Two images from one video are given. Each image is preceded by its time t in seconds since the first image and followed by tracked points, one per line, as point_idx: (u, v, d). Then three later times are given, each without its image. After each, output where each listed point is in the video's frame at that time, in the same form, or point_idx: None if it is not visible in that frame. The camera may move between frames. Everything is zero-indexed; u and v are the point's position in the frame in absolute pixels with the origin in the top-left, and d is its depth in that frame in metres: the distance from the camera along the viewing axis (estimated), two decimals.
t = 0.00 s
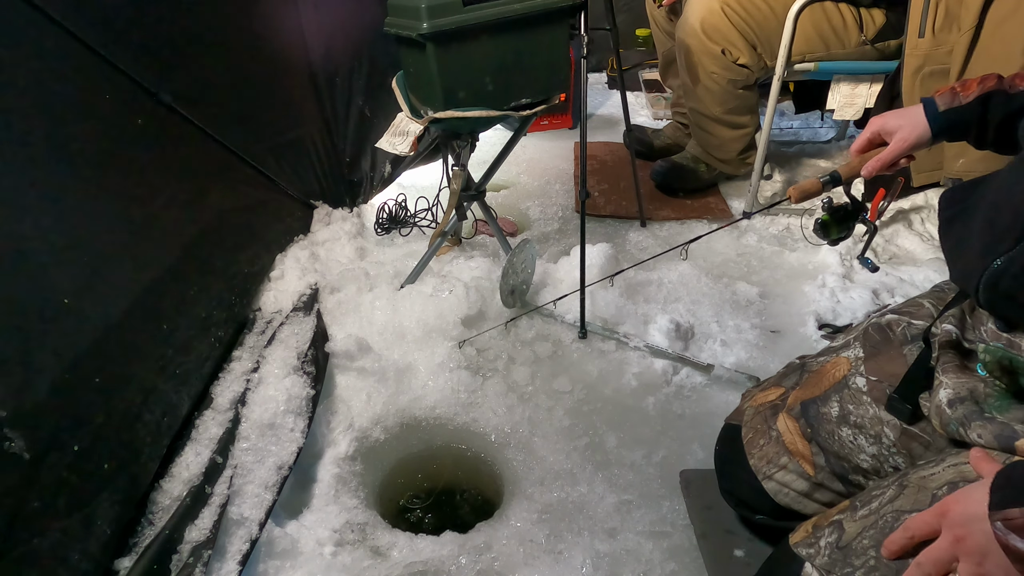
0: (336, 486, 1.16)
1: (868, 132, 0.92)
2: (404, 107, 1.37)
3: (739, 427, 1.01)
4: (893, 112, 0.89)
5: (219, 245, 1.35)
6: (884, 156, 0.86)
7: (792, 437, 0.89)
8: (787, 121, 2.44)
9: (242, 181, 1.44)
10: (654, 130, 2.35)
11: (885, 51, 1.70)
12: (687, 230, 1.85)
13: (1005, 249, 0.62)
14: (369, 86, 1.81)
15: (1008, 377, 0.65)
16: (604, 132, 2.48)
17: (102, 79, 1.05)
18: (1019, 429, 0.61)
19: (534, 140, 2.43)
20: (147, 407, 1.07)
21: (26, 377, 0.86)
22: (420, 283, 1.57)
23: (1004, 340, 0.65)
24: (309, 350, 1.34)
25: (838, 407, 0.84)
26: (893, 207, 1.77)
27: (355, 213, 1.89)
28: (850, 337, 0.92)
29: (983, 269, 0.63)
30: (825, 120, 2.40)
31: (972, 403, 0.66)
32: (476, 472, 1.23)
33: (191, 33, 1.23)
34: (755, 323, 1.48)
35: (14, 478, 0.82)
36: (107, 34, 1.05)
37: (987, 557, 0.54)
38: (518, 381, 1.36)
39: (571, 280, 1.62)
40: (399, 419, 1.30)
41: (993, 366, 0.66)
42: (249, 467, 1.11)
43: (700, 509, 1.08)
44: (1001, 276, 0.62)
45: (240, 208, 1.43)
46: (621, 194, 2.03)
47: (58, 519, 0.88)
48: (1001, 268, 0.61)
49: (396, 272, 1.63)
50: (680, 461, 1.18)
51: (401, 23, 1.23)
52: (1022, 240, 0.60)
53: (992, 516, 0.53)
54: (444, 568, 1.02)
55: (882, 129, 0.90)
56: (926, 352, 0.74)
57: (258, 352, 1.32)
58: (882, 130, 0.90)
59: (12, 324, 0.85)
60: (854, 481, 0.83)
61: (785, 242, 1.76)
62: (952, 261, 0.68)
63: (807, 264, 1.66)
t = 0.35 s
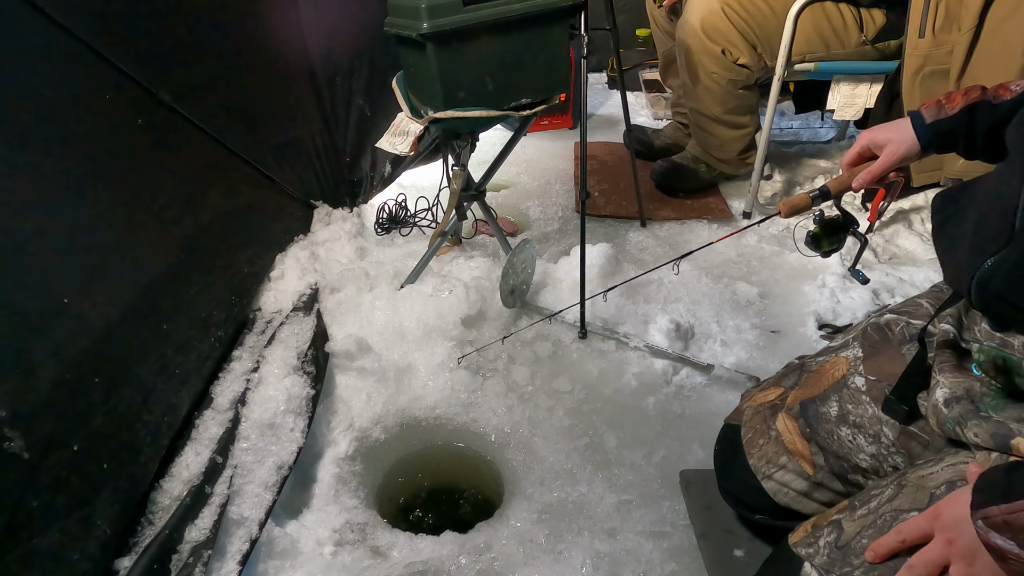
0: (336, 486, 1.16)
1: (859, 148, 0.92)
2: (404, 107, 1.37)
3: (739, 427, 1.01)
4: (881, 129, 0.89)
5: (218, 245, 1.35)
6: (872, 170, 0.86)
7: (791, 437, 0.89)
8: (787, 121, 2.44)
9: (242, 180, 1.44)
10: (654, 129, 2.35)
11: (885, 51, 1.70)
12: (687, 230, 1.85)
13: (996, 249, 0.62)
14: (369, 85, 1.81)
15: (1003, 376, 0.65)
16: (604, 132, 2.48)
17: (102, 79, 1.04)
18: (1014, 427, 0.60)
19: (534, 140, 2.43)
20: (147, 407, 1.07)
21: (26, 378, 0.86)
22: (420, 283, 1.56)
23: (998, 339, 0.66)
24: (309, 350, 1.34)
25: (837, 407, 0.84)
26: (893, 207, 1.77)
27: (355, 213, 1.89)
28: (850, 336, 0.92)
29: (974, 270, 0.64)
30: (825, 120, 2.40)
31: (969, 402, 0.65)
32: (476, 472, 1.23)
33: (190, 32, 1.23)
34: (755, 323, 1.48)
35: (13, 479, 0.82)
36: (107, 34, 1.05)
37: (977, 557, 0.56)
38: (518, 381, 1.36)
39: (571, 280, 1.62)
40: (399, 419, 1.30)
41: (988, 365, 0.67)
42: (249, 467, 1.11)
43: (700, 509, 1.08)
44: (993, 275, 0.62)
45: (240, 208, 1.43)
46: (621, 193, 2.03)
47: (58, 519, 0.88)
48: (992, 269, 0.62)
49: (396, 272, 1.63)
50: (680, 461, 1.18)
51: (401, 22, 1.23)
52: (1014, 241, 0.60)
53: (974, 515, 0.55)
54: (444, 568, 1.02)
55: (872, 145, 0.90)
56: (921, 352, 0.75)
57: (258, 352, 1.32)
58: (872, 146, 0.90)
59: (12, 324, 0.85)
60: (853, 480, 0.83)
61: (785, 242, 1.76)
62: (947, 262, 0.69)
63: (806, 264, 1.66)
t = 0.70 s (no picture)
0: (336, 486, 1.16)
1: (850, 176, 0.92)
2: (404, 107, 1.37)
3: (739, 427, 1.01)
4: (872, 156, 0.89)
5: (218, 245, 1.35)
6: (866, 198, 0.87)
7: (791, 437, 0.89)
8: (787, 121, 2.44)
9: (242, 181, 1.44)
10: (654, 130, 2.35)
11: (885, 51, 1.70)
12: (687, 230, 1.85)
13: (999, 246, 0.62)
14: (369, 86, 1.81)
15: (1002, 374, 0.65)
16: (604, 132, 2.48)
17: (101, 79, 1.04)
18: (1014, 427, 0.60)
19: (534, 140, 2.43)
20: (147, 407, 1.07)
21: (25, 378, 0.86)
22: (420, 283, 1.57)
23: (998, 337, 0.66)
24: (309, 350, 1.34)
25: (837, 407, 0.84)
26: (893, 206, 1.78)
27: (355, 213, 1.89)
28: (849, 337, 0.92)
29: (976, 265, 0.64)
30: (825, 120, 2.40)
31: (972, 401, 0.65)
32: (476, 472, 1.23)
33: (190, 32, 1.23)
34: (755, 323, 1.48)
35: (12, 479, 0.82)
36: (107, 34, 1.05)
37: (976, 555, 0.56)
38: (518, 381, 1.36)
39: (571, 280, 1.61)
40: (399, 419, 1.30)
41: (988, 363, 0.66)
42: (249, 467, 1.11)
43: (699, 509, 1.08)
44: (995, 271, 0.62)
45: (240, 208, 1.43)
46: (621, 194, 2.03)
47: (57, 519, 0.88)
48: (994, 264, 0.62)
49: (396, 272, 1.63)
50: (680, 461, 1.18)
51: (401, 22, 1.23)
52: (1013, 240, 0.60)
53: (969, 515, 0.55)
54: (444, 568, 1.02)
55: (864, 173, 0.90)
56: (920, 352, 0.75)
57: (258, 352, 1.32)
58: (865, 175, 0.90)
59: (11, 324, 0.85)
60: (853, 480, 0.83)
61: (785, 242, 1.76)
62: (946, 259, 0.69)
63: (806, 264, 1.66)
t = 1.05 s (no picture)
0: (336, 485, 1.16)
1: (852, 203, 0.93)
2: (404, 107, 1.37)
3: (739, 427, 1.01)
4: (874, 184, 0.90)
5: (218, 245, 1.35)
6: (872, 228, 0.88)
7: (791, 437, 0.89)
8: (787, 121, 2.44)
9: (242, 180, 1.44)
10: (654, 129, 2.35)
11: (885, 51, 1.70)
12: (687, 230, 1.85)
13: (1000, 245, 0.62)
14: (369, 86, 1.81)
15: (1003, 369, 0.65)
16: (604, 132, 2.48)
17: (101, 79, 1.04)
18: (1013, 425, 0.61)
19: (534, 140, 2.43)
20: (147, 407, 1.07)
21: (25, 378, 0.86)
22: (420, 283, 1.57)
23: (1000, 330, 0.66)
24: (309, 350, 1.34)
25: (837, 407, 0.84)
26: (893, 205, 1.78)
27: (355, 213, 1.89)
28: (849, 336, 0.92)
29: (978, 259, 0.64)
30: (825, 120, 2.40)
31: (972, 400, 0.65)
32: (476, 472, 1.23)
33: (190, 32, 1.23)
34: (755, 323, 1.48)
35: (13, 479, 0.82)
36: (106, 34, 1.05)
37: (973, 554, 0.57)
38: (519, 381, 1.36)
39: (571, 280, 1.62)
40: (399, 419, 1.30)
41: (990, 358, 0.67)
42: (249, 467, 1.11)
43: (699, 509, 1.08)
44: (998, 265, 0.62)
45: (240, 208, 1.43)
46: (621, 193, 2.03)
47: (57, 519, 0.88)
48: (995, 259, 0.62)
49: (396, 272, 1.63)
50: (680, 461, 1.18)
51: (401, 22, 1.23)
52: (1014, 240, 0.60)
53: (966, 514, 0.55)
54: (444, 568, 1.02)
55: (870, 199, 0.91)
56: (920, 351, 0.75)
57: (258, 352, 1.32)
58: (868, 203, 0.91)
59: (11, 324, 0.85)
60: (853, 480, 0.83)
61: (785, 242, 1.76)
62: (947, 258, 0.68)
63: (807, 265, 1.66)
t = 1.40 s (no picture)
0: (336, 486, 1.16)
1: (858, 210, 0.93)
2: (404, 107, 1.37)
3: (738, 426, 1.00)
4: (885, 199, 0.91)
5: (218, 244, 1.35)
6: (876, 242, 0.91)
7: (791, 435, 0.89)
8: (787, 121, 2.44)
9: (242, 180, 1.44)
10: (654, 130, 2.35)
11: (885, 51, 1.70)
12: (687, 230, 1.85)
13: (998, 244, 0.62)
14: (369, 86, 1.81)
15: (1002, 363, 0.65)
16: (604, 132, 2.48)
17: (102, 79, 1.05)
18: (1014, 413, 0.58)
19: (534, 140, 2.43)
20: (147, 407, 1.07)
21: (26, 378, 0.86)
22: (420, 283, 1.57)
23: (997, 323, 0.68)
24: (309, 350, 1.34)
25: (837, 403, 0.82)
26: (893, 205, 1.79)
27: (355, 213, 1.89)
28: (849, 335, 0.92)
29: (978, 252, 0.63)
30: (825, 120, 2.40)
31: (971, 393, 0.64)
32: (476, 472, 1.23)
33: (190, 32, 1.23)
34: (755, 323, 1.48)
35: (13, 479, 0.82)
36: (106, 33, 1.05)
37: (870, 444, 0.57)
38: (519, 381, 1.36)
39: (571, 280, 1.62)
40: (399, 419, 1.30)
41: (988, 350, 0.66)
42: (249, 467, 1.11)
43: (700, 509, 1.08)
44: (997, 257, 0.61)
45: (240, 208, 1.43)
46: (621, 194, 2.02)
47: (57, 519, 0.88)
48: (995, 251, 0.61)
49: (396, 272, 1.63)
50: (680, 461, 1.18)
51: (401, 23, 1.23)
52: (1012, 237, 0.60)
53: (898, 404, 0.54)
54: (444, 568, 1.02)
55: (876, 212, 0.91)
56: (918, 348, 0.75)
57: (257, 352, 1.32)
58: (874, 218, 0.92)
59: (12, 324, 0.85)
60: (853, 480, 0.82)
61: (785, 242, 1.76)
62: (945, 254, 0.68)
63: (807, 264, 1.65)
